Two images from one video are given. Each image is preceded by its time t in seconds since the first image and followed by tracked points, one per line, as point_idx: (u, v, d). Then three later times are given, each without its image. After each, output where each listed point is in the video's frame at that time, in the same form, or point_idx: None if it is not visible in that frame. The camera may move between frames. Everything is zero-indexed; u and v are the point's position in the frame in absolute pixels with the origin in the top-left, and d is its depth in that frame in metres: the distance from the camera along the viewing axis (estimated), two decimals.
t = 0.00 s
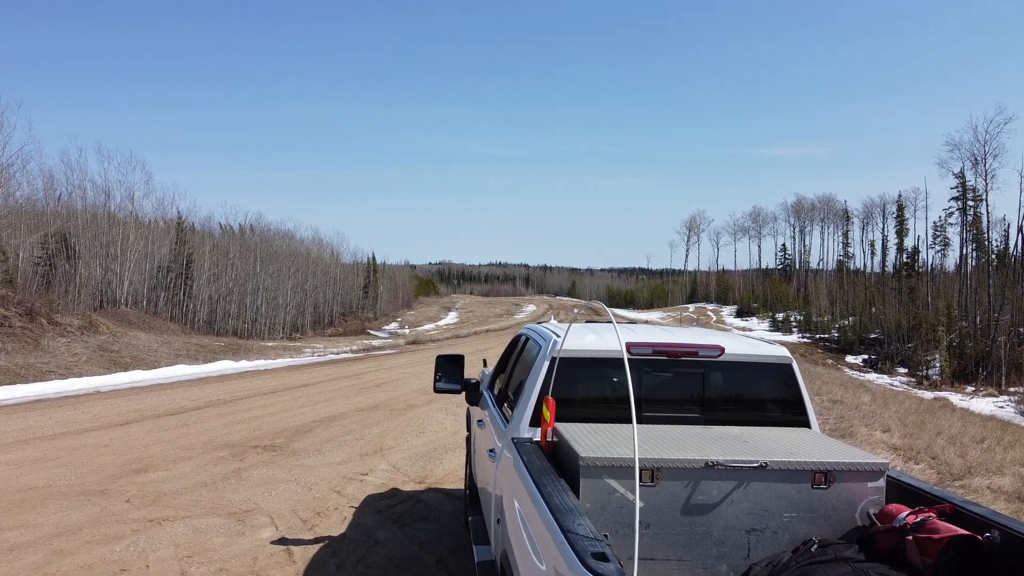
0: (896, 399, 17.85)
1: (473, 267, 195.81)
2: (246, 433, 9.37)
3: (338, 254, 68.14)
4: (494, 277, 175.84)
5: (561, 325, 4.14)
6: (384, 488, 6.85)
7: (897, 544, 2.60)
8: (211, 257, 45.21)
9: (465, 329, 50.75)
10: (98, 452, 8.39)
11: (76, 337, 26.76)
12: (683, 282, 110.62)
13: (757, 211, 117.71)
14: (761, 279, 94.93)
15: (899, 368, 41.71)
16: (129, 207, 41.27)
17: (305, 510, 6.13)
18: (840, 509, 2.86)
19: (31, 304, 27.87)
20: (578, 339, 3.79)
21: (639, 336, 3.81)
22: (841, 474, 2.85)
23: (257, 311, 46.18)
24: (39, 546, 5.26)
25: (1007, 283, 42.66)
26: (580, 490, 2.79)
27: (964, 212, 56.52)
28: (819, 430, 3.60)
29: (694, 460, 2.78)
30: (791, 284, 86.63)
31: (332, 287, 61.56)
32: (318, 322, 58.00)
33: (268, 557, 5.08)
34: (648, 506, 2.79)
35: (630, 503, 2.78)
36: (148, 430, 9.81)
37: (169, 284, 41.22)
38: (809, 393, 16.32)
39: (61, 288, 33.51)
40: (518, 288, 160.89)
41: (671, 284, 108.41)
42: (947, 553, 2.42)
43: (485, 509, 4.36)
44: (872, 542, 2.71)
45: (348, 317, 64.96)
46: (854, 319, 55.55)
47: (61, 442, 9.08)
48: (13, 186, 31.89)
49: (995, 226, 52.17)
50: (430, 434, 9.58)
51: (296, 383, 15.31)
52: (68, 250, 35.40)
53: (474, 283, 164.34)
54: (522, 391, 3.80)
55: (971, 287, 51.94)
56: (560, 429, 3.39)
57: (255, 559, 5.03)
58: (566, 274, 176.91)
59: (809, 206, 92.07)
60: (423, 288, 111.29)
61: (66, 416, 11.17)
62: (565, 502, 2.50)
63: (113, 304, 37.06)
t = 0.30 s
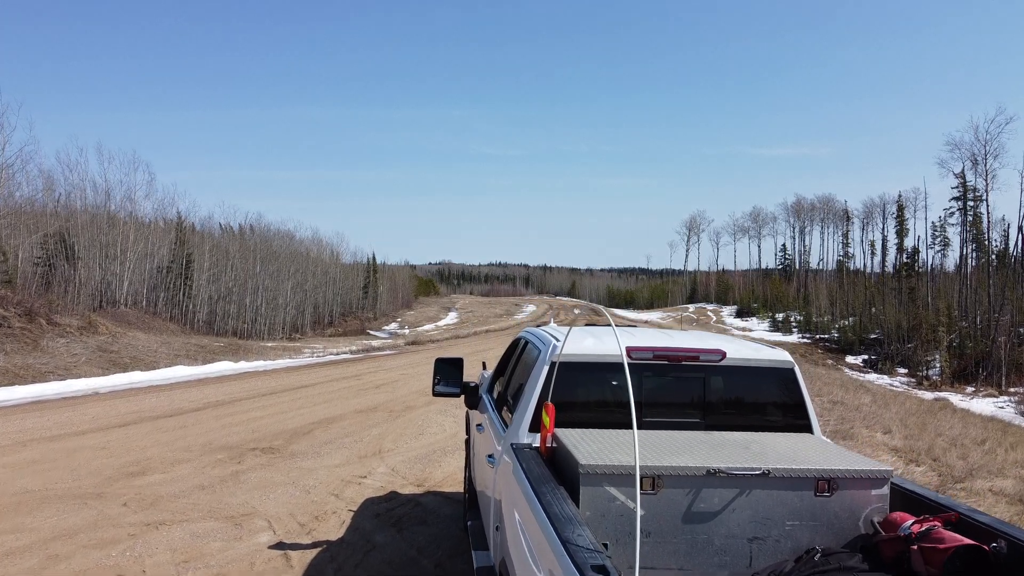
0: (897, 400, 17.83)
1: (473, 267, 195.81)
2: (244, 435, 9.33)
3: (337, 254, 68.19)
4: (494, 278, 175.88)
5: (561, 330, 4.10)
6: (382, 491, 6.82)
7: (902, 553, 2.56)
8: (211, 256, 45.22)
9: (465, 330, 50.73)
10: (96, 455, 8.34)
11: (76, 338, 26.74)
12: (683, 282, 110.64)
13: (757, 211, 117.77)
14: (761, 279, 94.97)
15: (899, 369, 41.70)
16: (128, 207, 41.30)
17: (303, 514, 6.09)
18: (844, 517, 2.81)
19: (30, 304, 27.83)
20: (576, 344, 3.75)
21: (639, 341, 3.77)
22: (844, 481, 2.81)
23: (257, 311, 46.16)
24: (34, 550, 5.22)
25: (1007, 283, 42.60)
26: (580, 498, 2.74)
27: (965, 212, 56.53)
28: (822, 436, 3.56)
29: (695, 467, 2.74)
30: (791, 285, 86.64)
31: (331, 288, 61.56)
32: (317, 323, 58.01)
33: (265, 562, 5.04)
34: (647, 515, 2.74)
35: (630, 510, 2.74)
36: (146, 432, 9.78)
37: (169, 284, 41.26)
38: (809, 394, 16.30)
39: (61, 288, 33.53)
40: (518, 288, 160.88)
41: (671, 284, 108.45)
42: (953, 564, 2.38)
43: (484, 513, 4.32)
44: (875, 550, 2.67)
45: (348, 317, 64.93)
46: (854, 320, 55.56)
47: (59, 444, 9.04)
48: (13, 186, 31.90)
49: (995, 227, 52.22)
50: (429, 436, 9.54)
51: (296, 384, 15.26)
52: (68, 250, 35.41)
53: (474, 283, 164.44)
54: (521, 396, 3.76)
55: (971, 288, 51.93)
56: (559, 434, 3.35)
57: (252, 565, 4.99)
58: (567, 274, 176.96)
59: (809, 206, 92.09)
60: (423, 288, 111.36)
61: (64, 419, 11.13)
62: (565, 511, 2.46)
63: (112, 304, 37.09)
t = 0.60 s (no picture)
0: (898, 404, 17.82)
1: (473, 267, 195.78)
2: (245, 443, 9.31)
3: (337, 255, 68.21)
4: (494, 278, 175.92)
5: (564, 347, 4.06)
6: (383, 501, 6.80)
7: None
8: (211, 257, 45.24)
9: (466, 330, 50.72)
10: (96, 463, 8.32)
11: (75, 340, 26.73)
12: (683, 282, 110.66)
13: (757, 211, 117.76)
14: (761, 279, 95.02)
15: (900, 370, 41.72)
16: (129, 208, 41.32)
17: (304, 526, 6.07)
18: (848, 543, 2.80)
19: (30, 306, 27.81)
20: (580, 362, 3.72)
21: (642, 359, 3.75)
22: (848, 507, 2.79)
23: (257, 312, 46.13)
24: (35, 564, 5.21)
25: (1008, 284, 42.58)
26: (584, 524, 2.73)
27: (965, 213, 56.55)
28: (825, 457, 3.53)
29: (699, 493, 2.72)
30: (790, 286, 86.71)
31: (331, 288, 61.57)
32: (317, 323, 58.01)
33: None
34: (652, 541, 2.73)
35: (634, 536, 2.73)
36: (147, 439, 9.74)
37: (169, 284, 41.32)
38: (810, 398, 16.31)
39: (61, 289, 33.54)
40: (518, 288, 160.86)
41: (671, 285, 108.47)
42: None
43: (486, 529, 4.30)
44: None
45: (348, 317, 64.91)
46: (854, 321, 55.58)
47: (59, 452, 9.02)
48: (13, 187, 31.92)
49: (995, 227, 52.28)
50: (429, 444, 9.52)
51: (296, 389, 15.24)
52: (68, 252, 35.41)
53: (474, 283, 164.45)
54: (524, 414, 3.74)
55: (971, 289, 51.96)
56: (562, 455, 3.32)
57: None
58: (567, 274, 176.99)
59: (809, 206, 92.12)
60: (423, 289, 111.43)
61: (64, 425, 11.11)
62: (569, 541, 2.44)
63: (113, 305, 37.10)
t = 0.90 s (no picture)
0: (899, 408, 17.88)
1: (473, 268, 195.88)
2: (248, 450, 9.33)
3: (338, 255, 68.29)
4: (494, 278, 175.97)
5: (571, 367, 4.09)
6: (387, 512, 6.81)
7: None
8: (211, 257, 45.27)
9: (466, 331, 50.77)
10: (98, 472, 8.32)
11: (76, 342, 26.74)
12: (683, 282, 110.75)
13: (756, 211, 117.81)
14: (762, 279, 95.13)
15: (900, 371, 41.83)
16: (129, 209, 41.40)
17: (308, 538, 6.09)
18: (856, 570, 2.82)
19: (30, 308, 27.81)
20: (587, 384, 3.75)
21: (648, 381, 3.78)
22: (855, 534, 2.81)
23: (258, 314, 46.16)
24: None
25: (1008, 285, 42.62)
26: (592, 552, 2.74)
27: (965, 214, 56.65)
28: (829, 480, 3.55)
29: (707, 521, 2.74)
30: (790, 286, 86.81)
31: (331, 289, 61.64)
32: (317, 324, 58.07)
33: None
34: (661, 568, 2.74)
35: (643, 564, 2.74)
36: (149, 447, 9.75)
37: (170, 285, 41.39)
38: (811, 403, 16.34)
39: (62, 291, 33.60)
40: (518, 288, 160.94)
41: (671, 285, 108.62)
42: None
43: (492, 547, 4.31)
44: None
45: (348, 317, 64.96)
46: (855, 322, 55.70)
47: (63, 460, 9.03)
48: (14, 189, 31.96)
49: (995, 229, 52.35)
50: (432, 452, 9.53)
51: (298, 393, 15.26)
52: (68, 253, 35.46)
53: (474, 283, 164.49)
54: (531, 434, 3.77)
55: (971, 290, 52.04)
56: (570, 477, 3.34)
57: None
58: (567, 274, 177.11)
59: (809, 207, 92.24)
60: (423, 289, 111.58)
61: (67, 431, 11.11)
62: (578, 568, 2.46)
63: (113, 306, 37.15)
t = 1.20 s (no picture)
0: (902, 417, 17.88)
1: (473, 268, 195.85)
2: (252, 467, 9.31)
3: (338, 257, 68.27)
4: (494, 279, 175.99)
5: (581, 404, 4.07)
6: (392, 535, 6.79)
7: None
8: (212, 259, 45.20)
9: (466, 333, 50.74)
10: (102, 491, 8.30)
11: (77, 346, 26.73)
12: (683, 283, 110.81)
13: (756, 212, 117.86)
14: (762, 280, 95.18)
15: (901, 374, 41.87)
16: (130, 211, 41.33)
17: (314, 563, 6.08)
18: None
19: (31, 312, 27.78)
20: (599, 424, 3.72)
21: (658, 422, 3.76)
22: None
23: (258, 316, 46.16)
24: None
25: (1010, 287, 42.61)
26: None
27: (965, 216, 56.68)
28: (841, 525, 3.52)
29: None
30: (791, 288, 86.87)
31: (331, 290, 61.63)
32: (318, 325, 58.05)
33: None
34: None
35: None
36: (152, 462, 9.71)
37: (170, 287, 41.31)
38: (814, 412, 16.32)
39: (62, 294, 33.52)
40: (518, 288, 160.90)
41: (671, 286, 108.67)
42: None
43: None
44: None
45: (348, 319, 64.97)
46: (855, 324, 55.75)
47: (66, 477, 9.01)
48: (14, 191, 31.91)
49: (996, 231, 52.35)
50: (436, 467, 9.52)
51: (300, 403, 15.24)
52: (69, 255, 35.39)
53: (474, 284, 164.47)
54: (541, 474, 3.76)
55: (972, 292, 52.04)
56: (581, 522, 3.32)
57: None
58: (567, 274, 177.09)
59: (810, 208, 92.27)
60: (423, 289, 111.63)
61: (70, 445, 11.09)
62: None
63: (114, 308, 37.08)
